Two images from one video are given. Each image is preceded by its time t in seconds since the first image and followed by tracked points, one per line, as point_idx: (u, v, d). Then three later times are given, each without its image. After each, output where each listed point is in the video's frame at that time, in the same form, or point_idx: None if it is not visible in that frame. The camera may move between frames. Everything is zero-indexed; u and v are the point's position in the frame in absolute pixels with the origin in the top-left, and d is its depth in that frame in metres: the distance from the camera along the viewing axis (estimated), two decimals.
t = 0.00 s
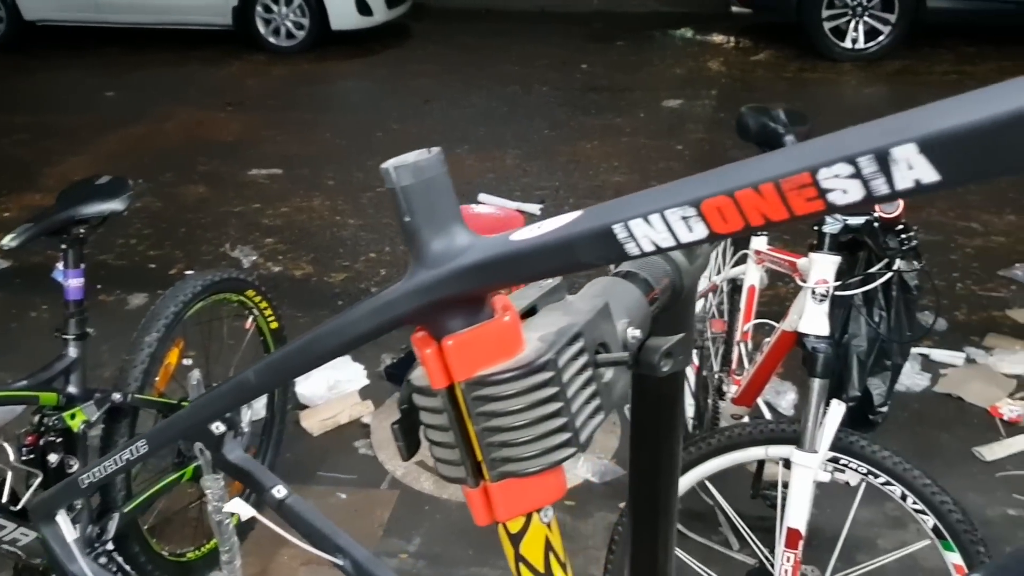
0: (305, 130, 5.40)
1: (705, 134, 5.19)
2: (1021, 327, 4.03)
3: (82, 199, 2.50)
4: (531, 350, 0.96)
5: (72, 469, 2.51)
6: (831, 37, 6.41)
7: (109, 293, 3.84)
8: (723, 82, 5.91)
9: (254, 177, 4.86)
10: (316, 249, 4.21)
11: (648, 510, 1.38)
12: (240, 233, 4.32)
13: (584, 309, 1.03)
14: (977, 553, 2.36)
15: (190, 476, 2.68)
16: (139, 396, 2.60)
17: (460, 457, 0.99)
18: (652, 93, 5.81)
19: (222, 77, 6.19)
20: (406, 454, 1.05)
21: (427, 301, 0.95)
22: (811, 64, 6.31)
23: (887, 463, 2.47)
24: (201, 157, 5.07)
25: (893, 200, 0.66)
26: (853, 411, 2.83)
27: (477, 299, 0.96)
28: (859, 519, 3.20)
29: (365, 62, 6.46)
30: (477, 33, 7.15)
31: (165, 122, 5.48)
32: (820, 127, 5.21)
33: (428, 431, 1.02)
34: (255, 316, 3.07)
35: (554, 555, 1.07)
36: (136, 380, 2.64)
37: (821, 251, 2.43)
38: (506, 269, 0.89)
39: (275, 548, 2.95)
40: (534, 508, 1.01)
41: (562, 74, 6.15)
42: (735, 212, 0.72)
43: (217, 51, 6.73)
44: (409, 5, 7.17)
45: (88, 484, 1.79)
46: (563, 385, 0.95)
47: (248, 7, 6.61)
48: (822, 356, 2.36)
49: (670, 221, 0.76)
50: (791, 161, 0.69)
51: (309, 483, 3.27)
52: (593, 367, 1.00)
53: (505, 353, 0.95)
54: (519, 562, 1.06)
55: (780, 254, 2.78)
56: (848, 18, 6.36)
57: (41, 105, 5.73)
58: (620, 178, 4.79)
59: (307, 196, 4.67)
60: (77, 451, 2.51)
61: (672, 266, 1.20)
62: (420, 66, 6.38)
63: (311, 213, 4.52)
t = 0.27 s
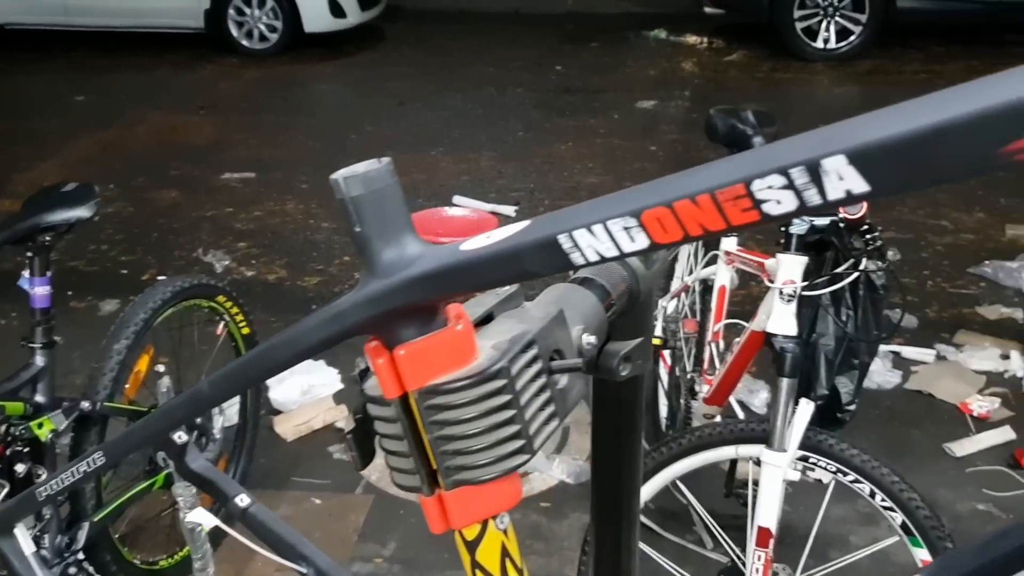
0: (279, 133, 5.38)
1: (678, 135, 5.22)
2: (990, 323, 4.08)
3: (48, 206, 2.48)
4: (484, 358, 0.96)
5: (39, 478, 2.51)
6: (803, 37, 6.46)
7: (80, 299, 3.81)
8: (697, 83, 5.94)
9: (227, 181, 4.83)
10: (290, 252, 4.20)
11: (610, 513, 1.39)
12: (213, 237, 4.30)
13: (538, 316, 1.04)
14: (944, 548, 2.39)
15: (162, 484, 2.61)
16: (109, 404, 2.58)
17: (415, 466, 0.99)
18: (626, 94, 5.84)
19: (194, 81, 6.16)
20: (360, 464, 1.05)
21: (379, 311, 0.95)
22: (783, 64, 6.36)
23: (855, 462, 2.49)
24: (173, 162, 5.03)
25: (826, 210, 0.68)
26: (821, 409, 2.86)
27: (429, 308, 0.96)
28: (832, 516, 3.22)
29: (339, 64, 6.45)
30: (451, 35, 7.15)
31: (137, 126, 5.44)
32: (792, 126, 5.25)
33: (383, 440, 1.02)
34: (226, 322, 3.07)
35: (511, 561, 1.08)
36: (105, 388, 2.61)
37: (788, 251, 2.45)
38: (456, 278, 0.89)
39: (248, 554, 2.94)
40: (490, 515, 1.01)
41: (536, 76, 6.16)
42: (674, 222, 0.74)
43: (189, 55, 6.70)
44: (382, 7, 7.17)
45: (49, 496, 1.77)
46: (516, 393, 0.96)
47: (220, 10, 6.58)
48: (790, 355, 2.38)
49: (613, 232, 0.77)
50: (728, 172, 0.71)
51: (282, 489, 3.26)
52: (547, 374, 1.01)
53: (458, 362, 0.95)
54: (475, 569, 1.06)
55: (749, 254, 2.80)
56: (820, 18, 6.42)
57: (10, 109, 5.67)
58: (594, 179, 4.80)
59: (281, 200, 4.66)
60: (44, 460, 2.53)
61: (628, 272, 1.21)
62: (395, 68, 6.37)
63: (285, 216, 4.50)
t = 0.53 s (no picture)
0: (245, 137, 5.33)
1: (648, 135, 5.23)
2: (956, 320, 4.12)
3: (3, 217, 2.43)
4: (431, 371, 0.95)
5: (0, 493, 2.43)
6: (771, 37, 6.50)
7: (43, 309, 3.75)
8: (665, 83, 5.96)
9: (192, 186, 4.78)
10: (257, 258, 4.16)
11: (568, 523, 1.38)
12: (178, 244, 4.25)
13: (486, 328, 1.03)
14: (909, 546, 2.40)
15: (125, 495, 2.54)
16: (70, 416, 2.55)
17: (364, 480, 0.98)
18: (596, 94, 5.84)
19: (159, 85, 6.09)
20: (308, 480, 1.03)
21: (322, 326, 0.93)
22: (751, 63, 6.39)
23: (821, 462, 2.50)
24: (138, 167, 4.97)
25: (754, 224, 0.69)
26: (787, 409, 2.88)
27: (375, 322, 0.94)
28: (802, 515, 3.24)
29: (306, 67, 6.40)
30: (419, 36, 7.12)
31: (100, 132, 5.37)
32: (760, 125, 5.29)
33: (331, 455, 1.00)
34: (190, 331, 3.05)
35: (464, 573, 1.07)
36: (67, 401, 2.58)
37: (752, 252, 2.47)
38: (397, 293, 0.88)
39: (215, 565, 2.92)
40: (440, 529, 1.00)
41: (505, 77, 6.15)
42: (609, 237, 0.75)
43: (153, 58, 6.63)
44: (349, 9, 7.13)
45: None
46: (463, 406, 0.94)
47: (184, 13, 6.51)
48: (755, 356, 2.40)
49: (550, 247, 0.78)
50: (660, 188, 0.72)
51: (249, 498, 3.24)
52: (496, 386, 1.00)
53: (404, 376, 0.94)
54: None
55: (715, 255, 2.81)
56: (787, 17, 6.48)
57: None
58: (564, 180, 4.80)
59: (247, 205, 4.62)
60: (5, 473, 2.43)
61: (580, 281, 1.21)
62: (363, 70, 6.34)
63: (252, 221, 4.46)
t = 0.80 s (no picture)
0: (211, 139, 5.29)
1: (616, 136, 5.25)
2: (919, 317, 4.17)
3: None
4: (366, 384, 0.94)
5: None
6: (738, 37, 6.55)
7: (4, 315, 3.70)
8: (634, 83, 5.98)
9: (158, 189, 4.74)
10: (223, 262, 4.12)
11: (519, 530, 1.39)
12: (143, 248, 4.21)
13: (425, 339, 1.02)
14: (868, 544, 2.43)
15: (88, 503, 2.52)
16: (28, 425, 2.49)
17: (300, 494, 0.97)
18: (565, 95, 5.85)
19: (124, 87, 6.03)
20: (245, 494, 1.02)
21: (254, 340, 0.93)
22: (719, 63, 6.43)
23: (782, 461, 2.52)
24: (102, 171, 4.92)
25: (669, 239, 0.71)
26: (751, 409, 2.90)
27: (308, 336, 0.94)
28: (767, 514, 3.26)
29: (274, 68, 6.36)
30: (389, 36, 7.10)
31: (64, 135, 5.31)
32: (727, 125, 5.32)
33: (268, 469, 0.99)
34: (152, 337, 3.02)
35: None
36: (25, 409, 2.52)
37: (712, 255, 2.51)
38: (327, 308, 0.88)
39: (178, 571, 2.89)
40: (378, 541, 1.00)
41: (474, 77, 6.15)
42: (531, 252, 0.76)
43: (118, 60, 6.56)
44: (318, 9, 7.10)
45: None
46: (399, 419, 0.94)
47: (149, 14, 6.46)
48: (715, 357, 2.42)
49: (476, 261, 0.78)
50: (578, 204, 0.73)
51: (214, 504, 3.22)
52: (435, 398, 1.00)
53: (339, 390, 0.93)
54: None
55: (677, 257, 2.84)
56: (753, 17, 6.52)
57: None
58: (532, 181, 4.80)
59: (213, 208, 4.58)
60: None
61: (525, 289, 1.22)
62: (331, 71, 6.31)
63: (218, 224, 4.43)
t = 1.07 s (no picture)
0: (179, 145, 5.24)
1: (586, 137, 5.26)
2: (886, 314, 4.21)
3: None
4: (298, 404, 0.93)
5: None
6: (707, 37, 6.57)
7: None
8: (604, 84, 5.99)
9: (125, 196, 4.69)
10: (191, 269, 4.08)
11: (470, 543, 1.38)
12: (109, 256, 4.17)
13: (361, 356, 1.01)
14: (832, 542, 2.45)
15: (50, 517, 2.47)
16: None
17: (234, 515, 0.96)
18: (535, 96, 5.85)
19: (90, 92, 5.96)
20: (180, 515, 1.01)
21: (183, 362, 0.92)
22: (688, 63, 6.46)
23: (745, 461, 2.53)
24: (68, 178, 4.86)
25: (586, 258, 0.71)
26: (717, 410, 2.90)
27: (238, 355, 0.93)
28: (737, 513, 3.28)
29: (243, 71, 6.32)
30: (358, 39, 7.07)
31: (29, 142, 5.24)
32: (696, 125, 5.34)
33: (203, 491, 0.98)
34: (115, 347, 2.99)
35: None
36: None
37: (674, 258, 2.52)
38: (253, 328, 0.87)
39: None
40: (315, 561, 1.00)
41: (445, 80, 6.13)
42: (451, 272, 0.75)
43: (84, 65, 6.49)
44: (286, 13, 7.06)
45: None
46: (332, 438, 0.93)
47: (115, 19, 6.39)
48: (678, 359, 2.42)
49: (398, 281, 0.77)
50: (495, 224, 0.73)
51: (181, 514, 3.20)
52: (371, 415, 0.99)
53: (270, 409, 0.92)
54: None
55: (641, 259, 2.84)
56: (722, 17, 6.54)
57: None
58: (503, 183, 4.80)
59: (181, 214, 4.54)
60: None
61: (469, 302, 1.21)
62: (300, 75, 6.27)
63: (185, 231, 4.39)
